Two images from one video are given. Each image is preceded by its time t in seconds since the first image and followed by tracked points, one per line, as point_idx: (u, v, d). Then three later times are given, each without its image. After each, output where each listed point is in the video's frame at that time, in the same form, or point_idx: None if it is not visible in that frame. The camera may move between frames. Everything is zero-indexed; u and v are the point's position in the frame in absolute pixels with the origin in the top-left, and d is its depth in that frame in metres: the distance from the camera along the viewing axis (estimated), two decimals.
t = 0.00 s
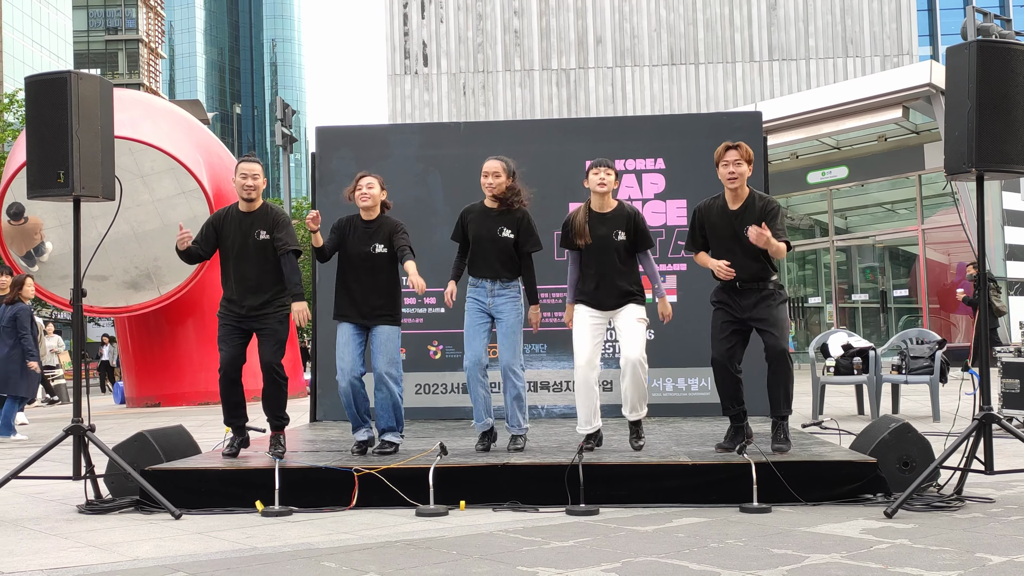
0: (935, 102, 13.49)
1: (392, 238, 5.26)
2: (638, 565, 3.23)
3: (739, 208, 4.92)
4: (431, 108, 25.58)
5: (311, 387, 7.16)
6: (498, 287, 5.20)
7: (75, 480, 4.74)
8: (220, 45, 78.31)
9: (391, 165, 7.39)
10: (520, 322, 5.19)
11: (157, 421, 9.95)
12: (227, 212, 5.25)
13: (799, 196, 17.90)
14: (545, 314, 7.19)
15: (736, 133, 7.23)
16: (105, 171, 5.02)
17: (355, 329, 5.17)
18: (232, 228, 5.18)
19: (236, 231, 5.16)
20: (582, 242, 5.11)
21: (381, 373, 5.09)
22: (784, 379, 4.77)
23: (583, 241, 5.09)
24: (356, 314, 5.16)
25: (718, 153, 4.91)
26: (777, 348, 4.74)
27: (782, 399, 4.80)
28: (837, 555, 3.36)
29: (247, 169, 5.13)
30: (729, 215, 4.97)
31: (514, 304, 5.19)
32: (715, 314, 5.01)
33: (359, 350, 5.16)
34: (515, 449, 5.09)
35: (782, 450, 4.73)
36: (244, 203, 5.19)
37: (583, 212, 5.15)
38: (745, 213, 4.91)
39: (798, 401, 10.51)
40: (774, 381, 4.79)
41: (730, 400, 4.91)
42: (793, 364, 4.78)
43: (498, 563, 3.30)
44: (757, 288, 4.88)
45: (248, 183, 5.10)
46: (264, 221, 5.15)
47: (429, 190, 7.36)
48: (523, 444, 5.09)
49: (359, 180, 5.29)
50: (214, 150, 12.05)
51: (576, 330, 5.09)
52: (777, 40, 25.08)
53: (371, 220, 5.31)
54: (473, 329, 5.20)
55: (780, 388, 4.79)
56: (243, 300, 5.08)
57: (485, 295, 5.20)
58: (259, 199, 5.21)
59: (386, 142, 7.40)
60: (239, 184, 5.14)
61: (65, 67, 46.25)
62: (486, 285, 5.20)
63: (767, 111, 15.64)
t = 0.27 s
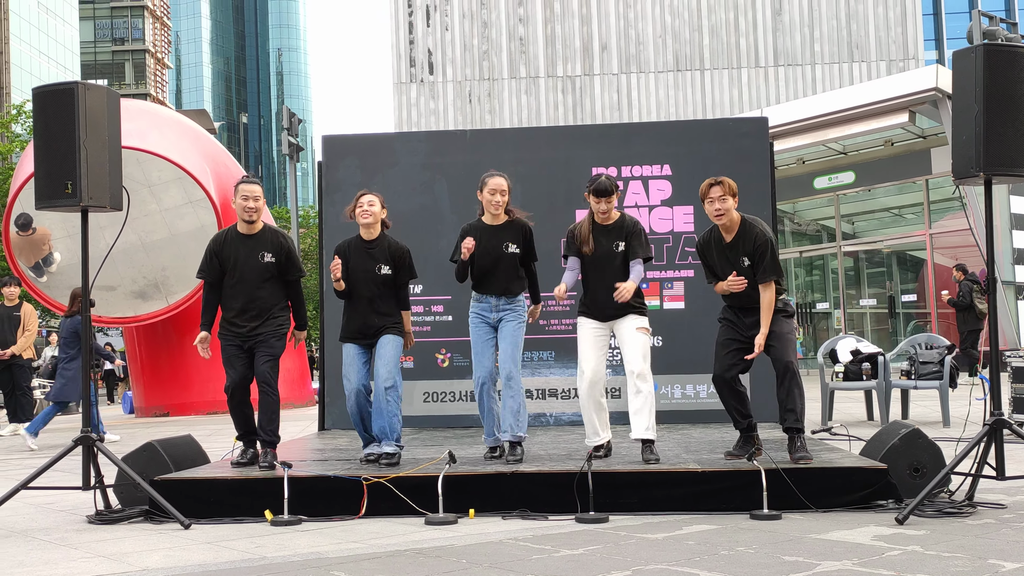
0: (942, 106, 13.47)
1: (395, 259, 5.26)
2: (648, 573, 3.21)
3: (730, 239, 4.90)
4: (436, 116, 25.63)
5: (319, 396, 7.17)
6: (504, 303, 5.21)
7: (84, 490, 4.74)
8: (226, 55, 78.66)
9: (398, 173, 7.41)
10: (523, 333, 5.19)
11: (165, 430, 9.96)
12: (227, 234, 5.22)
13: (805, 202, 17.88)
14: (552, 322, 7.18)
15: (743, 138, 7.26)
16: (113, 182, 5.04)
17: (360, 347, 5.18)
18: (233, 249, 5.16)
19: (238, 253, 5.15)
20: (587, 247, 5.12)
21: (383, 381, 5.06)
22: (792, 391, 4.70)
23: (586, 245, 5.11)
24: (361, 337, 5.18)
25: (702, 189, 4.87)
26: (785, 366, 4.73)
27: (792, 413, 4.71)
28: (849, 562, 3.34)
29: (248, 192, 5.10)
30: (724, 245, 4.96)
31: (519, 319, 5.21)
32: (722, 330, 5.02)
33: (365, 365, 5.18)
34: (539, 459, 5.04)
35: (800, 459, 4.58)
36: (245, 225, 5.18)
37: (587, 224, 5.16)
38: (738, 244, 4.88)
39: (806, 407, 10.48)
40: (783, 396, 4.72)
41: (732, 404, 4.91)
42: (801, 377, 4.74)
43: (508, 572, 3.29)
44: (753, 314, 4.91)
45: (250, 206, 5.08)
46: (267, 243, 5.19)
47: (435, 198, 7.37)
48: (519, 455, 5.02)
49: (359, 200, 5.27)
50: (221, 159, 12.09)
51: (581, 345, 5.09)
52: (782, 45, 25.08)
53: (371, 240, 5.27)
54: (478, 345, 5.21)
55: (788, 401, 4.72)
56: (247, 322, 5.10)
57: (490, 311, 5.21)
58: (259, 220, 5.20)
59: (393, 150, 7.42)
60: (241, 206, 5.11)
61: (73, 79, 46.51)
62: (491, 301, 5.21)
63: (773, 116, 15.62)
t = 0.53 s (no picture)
0: (940, 100, 13.44)
1: (390, 234, 5.30)
2: (645, 567, 3.20)
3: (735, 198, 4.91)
4: (434, 108, 25.56)
5: (315, 388, 7.15)
6: (498, 284, 5.19)
7: (79, 482, 4.73)
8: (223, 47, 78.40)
9: (394, 165, 7.38)
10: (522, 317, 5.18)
11: (160, 423, 9.93)
12: (222, 210, 5.19)
13: (802, 195, 17.87)
14: (549, 314, 7.17)
15: (742, 131, 7.23)
16: (108, 172, 5.01)
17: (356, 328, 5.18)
18: (228, 225, 5.12)
19: (234, 228, 5.11)
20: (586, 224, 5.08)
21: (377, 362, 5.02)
22: (786, 371, 4.81)
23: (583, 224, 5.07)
24: (360, 316, 5.16)
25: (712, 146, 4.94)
26: (780, 347, 4.79)
27: (785, 396, 4.84)
28: (846, 555, 3.33)
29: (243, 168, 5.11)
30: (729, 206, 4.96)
31: (516, 301, 5.20)
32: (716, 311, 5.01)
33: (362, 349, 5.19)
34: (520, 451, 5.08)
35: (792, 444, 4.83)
36: (239, 202, 5.17)
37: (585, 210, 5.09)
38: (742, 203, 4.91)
39: (803, 400, 10.48)
40: (776, 376, 4.84)
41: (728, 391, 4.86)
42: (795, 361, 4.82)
43: (504, 565, 3.28)
44: (759, 282, 4.88)
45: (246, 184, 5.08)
46: (263, 219, 5.16)
47: (433, 189, 7.34)
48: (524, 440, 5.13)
49: (351, 178, 5.30)
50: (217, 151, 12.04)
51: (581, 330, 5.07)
52: (780, 39, 25.04)
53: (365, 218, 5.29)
54: (474, 331, 5.19)
55: (782, 383, 4.84)
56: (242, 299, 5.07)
57: (486, 294, 5.20)
58: (255, 197, 5.19)
59: (390, 142, 7.39)
60: (236, 181, 5.11)
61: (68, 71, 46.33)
62: (486, 283, 5.19)
63: (771, 110, 15.59)
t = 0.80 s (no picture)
0: (941, 106, 13.45)
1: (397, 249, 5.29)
2: None
3: (758, 208, 4.91)
4: (434, 118, 25.62)
5: (317, 400, 7.13)
6: (509, 297, 5.18)
7: (81, 497, 4.71)
8: (223, 59, 78.64)
9: (395, 175, 7.38)
10: (530, 338, 5.19)
11: (162, 436, 9.92)
12: (230, 228, 5.21)
13: (803, 202, 17.89)
14: (551, 324, 7.16)
15: (742, 138, 7.23)
16: (109, 185, 5.01)
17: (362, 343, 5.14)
18: (236, 243, 5.14)
19: (241, 246, 5.13)
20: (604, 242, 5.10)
21: (388, 386, 5.04)
22: (793, 395, 4.82)
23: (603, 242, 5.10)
24: (365, 330, 5.12)
25: (737, 156, 4.97)
26: (793, 369, 4.80)
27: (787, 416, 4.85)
28: (851, 565, 3.31)
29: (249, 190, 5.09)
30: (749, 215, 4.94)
31: (525, 317, 5.20)
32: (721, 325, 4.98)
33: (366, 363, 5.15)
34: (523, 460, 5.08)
35: (795, 457, 4.76)
36: (246, 220, 5.18)
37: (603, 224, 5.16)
38: (764, 215, 4.91)
39: (806, 408, 10.47)
40: (782, 398, 4.84)
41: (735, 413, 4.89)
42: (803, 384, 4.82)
43: None
44: (774, 297, 4.89)
45: (251, 203, 5.10)
46: (270, 237, 5.17)
47: (433, 200, 7.35)
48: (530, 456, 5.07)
49: (357, 194, 5.28)
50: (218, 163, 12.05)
51: (589, 337, 5.05)
52: (780, 46, 25.08)
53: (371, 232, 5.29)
54: (480, 343, 5.14)
55: (787, 403, 4.84)
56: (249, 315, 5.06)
57: (496, 308, 5.17)
58: (262, 216, 5.22)
59: (390, 152, 7.39)
60: (241, 205, 5.14)
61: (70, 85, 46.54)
62: (497, 296, 5.17)
63: (771, 117, 15.61)
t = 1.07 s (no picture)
0: (935, 111, 13.49)
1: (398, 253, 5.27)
2: None
3: (770, 216, 4.96)
4: (429, 122, 25.61)
5: (311, 403, 7.11)
6: (510, 302, 5.19)
7: (73, 500, 4.68)
8: (218, 62, 78.56)
9: (390, 179, 7.37)
10: (528, 343, 5.22)
11: (155, 439, 9.88)
12: (231, 239, 5.18)
13: (797, 206, 17.92)
14: (545, 328, 7.16)
15: (737, 142, 7.24)
16: (103, 188, 4.99)
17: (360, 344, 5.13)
18: (238, 255, 5.12)
19: (243, 257, 5.11)
20: (609, 241, 5.03)
21: (387, 390, 5.03)
22: (790, 398, 4.82)
23: (608, 242, 5.02)
24: (364, 331, 5.11)
25: (746, 162, 4.98)
26: (791, 373, 4.79)
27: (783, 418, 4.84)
28: (846, 568, 3.30)
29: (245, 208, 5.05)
30: (758, 221, 4.95)
31: (524, 323, 5.22)
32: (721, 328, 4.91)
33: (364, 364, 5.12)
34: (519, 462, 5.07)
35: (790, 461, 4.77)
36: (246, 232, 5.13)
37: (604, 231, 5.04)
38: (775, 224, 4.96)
39: (802, 411, 10.47)
40: (778, 401, 4.84)
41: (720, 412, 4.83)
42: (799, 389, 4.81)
43: None
44: (774, 301, 4.89)
45: (249, 220, 5.05)
46: (272, 246, 5.14)
47: (428, 203, 7.33)
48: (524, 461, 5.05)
49: (357, 199, 5.30)
50: (212, 166, 12.02)
51: (590, 338, 5.05)
52: (774, 50, 25.12)
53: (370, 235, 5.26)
54: (479, 343, 5.13)
55: (784, 406, 4.84)
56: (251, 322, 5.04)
57: (497, 312, 5.17)
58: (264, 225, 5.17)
59: (385, 155, 7.38)
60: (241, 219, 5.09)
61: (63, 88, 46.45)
62: (498, 301, 5.17)
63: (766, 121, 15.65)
